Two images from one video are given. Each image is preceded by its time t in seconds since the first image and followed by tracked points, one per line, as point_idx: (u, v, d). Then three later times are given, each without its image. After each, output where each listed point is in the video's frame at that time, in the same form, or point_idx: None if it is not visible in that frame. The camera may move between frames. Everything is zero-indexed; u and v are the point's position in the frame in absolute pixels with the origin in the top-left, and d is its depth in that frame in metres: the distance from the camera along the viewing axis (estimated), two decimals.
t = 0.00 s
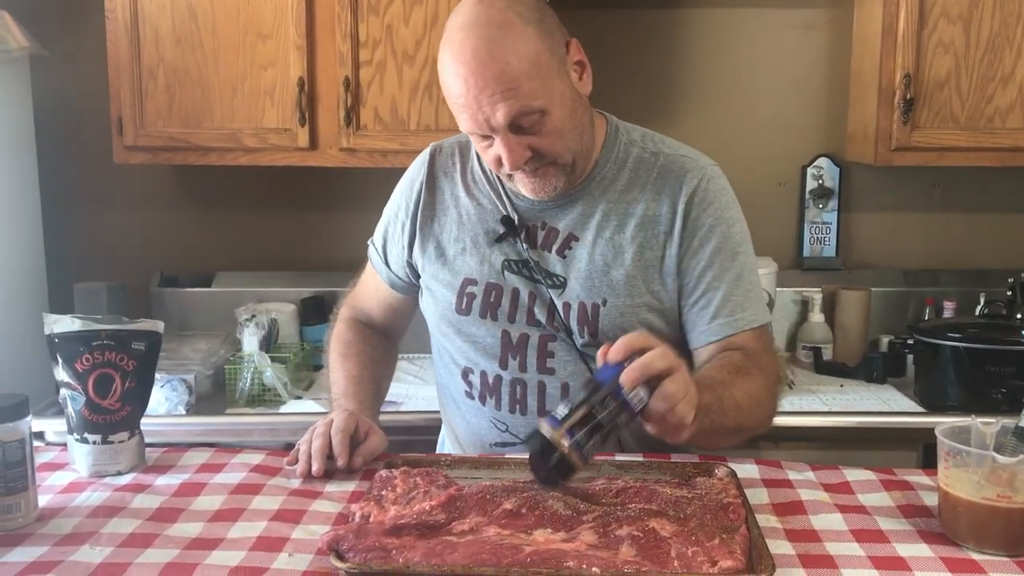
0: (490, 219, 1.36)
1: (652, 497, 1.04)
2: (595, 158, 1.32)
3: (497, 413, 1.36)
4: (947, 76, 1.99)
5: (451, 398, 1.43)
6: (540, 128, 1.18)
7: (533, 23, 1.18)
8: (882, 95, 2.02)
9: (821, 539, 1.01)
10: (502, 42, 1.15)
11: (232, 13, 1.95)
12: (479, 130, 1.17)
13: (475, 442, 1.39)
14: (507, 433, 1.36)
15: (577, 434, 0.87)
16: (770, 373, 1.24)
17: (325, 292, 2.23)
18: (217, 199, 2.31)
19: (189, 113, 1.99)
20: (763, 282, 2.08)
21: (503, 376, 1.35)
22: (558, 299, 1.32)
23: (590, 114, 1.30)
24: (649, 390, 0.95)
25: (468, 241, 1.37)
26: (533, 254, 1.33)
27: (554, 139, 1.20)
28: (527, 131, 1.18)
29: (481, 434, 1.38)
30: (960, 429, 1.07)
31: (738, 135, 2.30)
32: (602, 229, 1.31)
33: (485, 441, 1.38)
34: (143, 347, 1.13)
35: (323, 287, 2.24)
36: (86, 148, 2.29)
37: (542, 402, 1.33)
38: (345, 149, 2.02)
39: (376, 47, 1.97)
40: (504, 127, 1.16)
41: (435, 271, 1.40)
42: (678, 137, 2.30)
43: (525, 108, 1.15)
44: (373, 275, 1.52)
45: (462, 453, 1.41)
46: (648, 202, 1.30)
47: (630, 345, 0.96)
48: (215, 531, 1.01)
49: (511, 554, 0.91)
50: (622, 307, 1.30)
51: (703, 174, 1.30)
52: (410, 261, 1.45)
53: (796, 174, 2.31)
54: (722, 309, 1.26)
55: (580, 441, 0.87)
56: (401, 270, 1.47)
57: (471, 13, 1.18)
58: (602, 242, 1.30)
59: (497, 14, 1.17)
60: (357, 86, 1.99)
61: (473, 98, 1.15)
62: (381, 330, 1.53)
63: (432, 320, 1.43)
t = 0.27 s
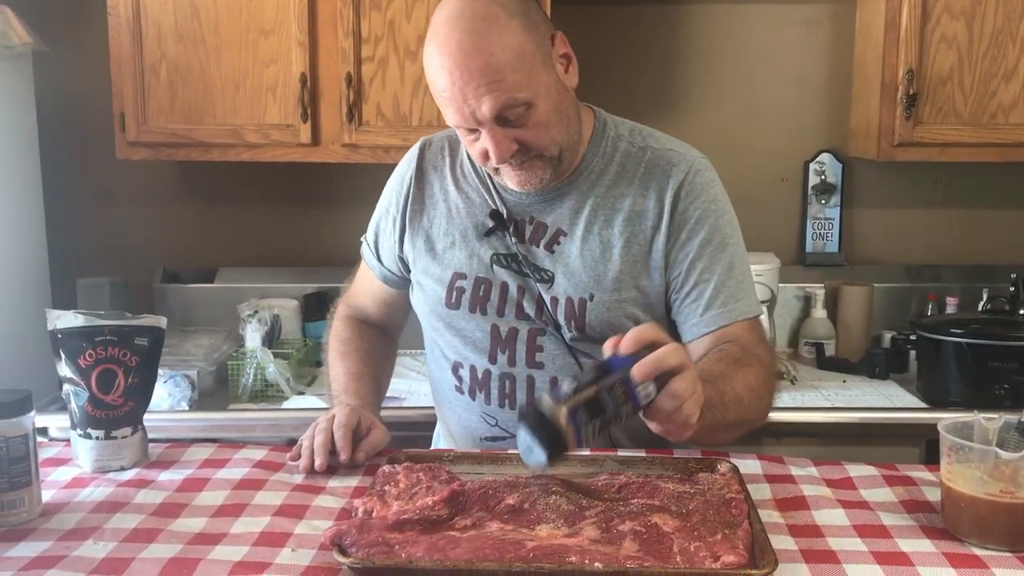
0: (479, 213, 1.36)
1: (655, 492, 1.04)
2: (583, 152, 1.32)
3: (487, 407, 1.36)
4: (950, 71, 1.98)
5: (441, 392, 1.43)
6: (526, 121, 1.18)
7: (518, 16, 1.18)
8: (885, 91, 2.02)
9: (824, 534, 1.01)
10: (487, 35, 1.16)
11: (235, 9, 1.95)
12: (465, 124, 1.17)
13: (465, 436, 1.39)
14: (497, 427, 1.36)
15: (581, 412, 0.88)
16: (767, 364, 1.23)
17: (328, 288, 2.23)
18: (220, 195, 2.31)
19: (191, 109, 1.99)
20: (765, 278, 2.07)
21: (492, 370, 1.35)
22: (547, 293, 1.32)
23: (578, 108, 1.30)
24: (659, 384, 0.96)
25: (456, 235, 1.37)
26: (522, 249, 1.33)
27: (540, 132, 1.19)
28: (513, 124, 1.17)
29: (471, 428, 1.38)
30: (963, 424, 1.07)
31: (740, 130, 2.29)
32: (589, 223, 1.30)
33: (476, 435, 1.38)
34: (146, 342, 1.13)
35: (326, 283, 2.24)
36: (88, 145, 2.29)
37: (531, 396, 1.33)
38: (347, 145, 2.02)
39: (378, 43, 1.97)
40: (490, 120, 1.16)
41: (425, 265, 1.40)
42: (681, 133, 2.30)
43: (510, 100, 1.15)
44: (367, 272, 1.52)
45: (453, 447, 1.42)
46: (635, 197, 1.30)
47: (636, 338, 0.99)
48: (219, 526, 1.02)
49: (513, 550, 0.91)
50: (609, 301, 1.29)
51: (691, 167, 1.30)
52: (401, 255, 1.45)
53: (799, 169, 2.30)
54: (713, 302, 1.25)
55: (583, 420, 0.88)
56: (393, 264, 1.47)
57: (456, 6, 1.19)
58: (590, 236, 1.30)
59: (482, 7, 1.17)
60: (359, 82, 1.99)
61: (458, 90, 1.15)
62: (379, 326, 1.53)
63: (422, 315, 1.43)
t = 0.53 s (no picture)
0: (473, 205, 1.35)
1: (656, 487, 1.04)
2: (578, 143, 1.32)
3: (482, 399, 1.35)
4: (953, 67, 1.98)
5: (435, 387, 1.42)
6: (530, 107, 1.18)
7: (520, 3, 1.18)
8: (887, 86, 2.01)
9: (825, 529, 1.01)
10: (492, 22, 1.15)
11: (237, 4, 1.95)
12: (470, 112, 1.17)
13: (460, 430, 1.38)
14: (492, 419, 1.35)
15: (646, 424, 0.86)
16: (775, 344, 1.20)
17: (330, 283, 2.23)
18: (222, 190, 2.31)
19: (193, 104, 1.99)
20: (767, 274, 2.07)
21: (488, 362, 1.34)
22: (544, 284, 1.31)
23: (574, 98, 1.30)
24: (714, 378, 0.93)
25: (450, 227, 1.36)
26: (518, 240, 1.32)
27: (543, 119, 1.20)
28: (518, 110, 1.18)
29: (467, 421, 1.37)
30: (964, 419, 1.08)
31: (742, 125, 2.29)
32: (586, 214, 1.30)
33: (471, 428, 1.37)
34: (148, 337, 1.13)
35: (328, 278, 2.25)
36: (91, 140, 2.30)
37: (527, 388, 1.33)
38: (349, 140, 2.01)
39: (380, 38, 1.96)
40: (497, 106, 1.16)
41: (420, 259, 1.39)
42: (683, 128, 2.29)
43: (517, 86, 1.15)
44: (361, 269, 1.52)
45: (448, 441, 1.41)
46: (632, 186, 1.30)
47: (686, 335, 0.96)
48: (221, 519, 1.02)
49: (515, 544, 0.91)
50: (607, 291, 1.29)
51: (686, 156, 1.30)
52: (394, 250, 1.44)
53: (801, 165, 2.30)
54: (717, 287, 1.24)
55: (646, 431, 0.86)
56: (386, 260, 1.46)
57: None
58: (587, 227, 1.30)
59: None
60: (361, 77, 1.98)
61: (464, 78, 1.15)
62: (374, 322, 1.53)
63: (416, 309, 1.42)
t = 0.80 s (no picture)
0: (467, 194, 1.35)
1: (656, 482, 1.04)
2: (573, 135, 1.32)
3: (472, 388, 1.35)
4: (955, 63, 1.98)
5: (425, 378, 1.41)
6: (532, 92, 1.18)
7: None
8: (889, 83, 2.01)
9: (826, 525, 1.01)
10: (496, 7, 1.16)
11: None
12: (473, 94, 1.16)
13: (448, 418, 1.38)
14: (482, 409, 1.35)
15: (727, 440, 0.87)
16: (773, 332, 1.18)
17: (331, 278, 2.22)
18: (223, 185, 2.31)
19: (193, 99, 1.99)
20: (768, 270, 2.07)
21: (478, 352, 1.34)
22: (537, 273, 1.30)
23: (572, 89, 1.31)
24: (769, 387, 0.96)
25: (445, 216, 1.36)
26: (512, 229, 1.32)
27: (545, 104, 1.20)
28: (520, 94, 1.17)
29: (455, 410, 1.37)
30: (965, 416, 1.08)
31: (743, 120, 2.29)
32: (581, 204, 1.31)
33: (460, 418, 1.36)
34: (149, 332, 1.13)
35: (328, 273, 2.24)
36: (91, 134, 2.29)
37: (516, 377, 1.32)
38: (350, 135, 2.01)
39: (382, 33, 1.96)
40: (499, 89, 1.15)
41: (412, 248, 1.38)
42: (684, 124, 2.29)
43: (520, 69, 1.15)
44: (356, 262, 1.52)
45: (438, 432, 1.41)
46: (627, 177, 1.30)
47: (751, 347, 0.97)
48: (222, 514, 1.02)
49: (515, 539, 0.91)
50: (600, 280, 1.29)
51: (681, 148, 1.32)
52: (387, 239, 1.44)
53: (802, 161, 2.30)
54: (720, 278, 1.26)
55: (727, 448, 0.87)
56: (380, 251, 1.46)
57: None
58: (582, 217, 1.30)
59: None
60: (362, 72, 1.98)
61: (467, 60, 1.15)
62: (368, 316, 1.53)
63: (407, 299, 1.41)
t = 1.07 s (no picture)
0: (450, 188, 1.32)
1: (655, 480, 1.04)
2: (554, 128, 1.28)
3: (453, 380, 1.33)
4: (955, 61, 1.98)
5: (411, 370, 1.40)
6: (505, 83, 1.14)
7: None
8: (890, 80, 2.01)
9: (824, 522, 1.01)
10: None
11: None
12: (446, 85, 1.13)
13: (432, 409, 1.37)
14: (462, 401, 1.33)
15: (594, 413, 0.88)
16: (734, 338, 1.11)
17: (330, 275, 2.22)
18: (223, 181, 2.31)
19: (193, 95, 1.99)
20: (767, 267, 2.07)
21: (459, 344, 1.31)
22: (517, 268, 1.28)
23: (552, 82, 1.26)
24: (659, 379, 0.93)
25: (427, 210, 1.33)
26: (494, 224, 1.29)
27: (519, 96, 1.15)
28: (493, 86, 1.13)
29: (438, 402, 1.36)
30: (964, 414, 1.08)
31: (743, 117, 2.28)
32: (560, 198, 1.27)
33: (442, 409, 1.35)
34: (148, 328, 1.14)
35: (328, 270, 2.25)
36: (91, 130, 2.29)
37: (496, 368, 1.30)
38: (349, 132, 2.01)
39: (382, 29, 1.96)
40: (472, 81, 1.12)
41: (396, 241, 1.36)
42: (684, 121, 2.29)
43: (491, 61, 1.11)
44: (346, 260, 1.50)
45: (426, 425, 1.40)
46: (606, 173, 1.27)
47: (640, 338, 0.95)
48: (221, 510, 1.02)
49: (514, 536, 0.91)
50: (578, 275, 1.26)
51: (658, 144, 1.27)
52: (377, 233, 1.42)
53: (803, 158, 2.30)
54: (679, 276, 1.20)
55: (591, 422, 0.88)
56: (370, 244, 1.44)
57: None
58: (560, 212, 1.27)
59: None
60: (362, 68, 1.98)
61: (440, 50, 1.10)
62: (362, 315, 1.51)
63: (393, 291, 1.40)
